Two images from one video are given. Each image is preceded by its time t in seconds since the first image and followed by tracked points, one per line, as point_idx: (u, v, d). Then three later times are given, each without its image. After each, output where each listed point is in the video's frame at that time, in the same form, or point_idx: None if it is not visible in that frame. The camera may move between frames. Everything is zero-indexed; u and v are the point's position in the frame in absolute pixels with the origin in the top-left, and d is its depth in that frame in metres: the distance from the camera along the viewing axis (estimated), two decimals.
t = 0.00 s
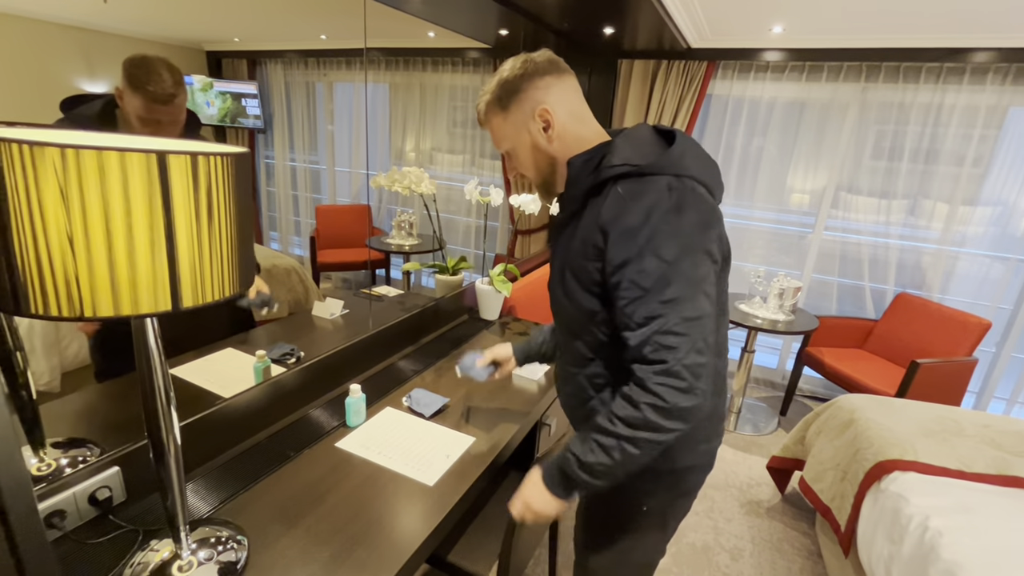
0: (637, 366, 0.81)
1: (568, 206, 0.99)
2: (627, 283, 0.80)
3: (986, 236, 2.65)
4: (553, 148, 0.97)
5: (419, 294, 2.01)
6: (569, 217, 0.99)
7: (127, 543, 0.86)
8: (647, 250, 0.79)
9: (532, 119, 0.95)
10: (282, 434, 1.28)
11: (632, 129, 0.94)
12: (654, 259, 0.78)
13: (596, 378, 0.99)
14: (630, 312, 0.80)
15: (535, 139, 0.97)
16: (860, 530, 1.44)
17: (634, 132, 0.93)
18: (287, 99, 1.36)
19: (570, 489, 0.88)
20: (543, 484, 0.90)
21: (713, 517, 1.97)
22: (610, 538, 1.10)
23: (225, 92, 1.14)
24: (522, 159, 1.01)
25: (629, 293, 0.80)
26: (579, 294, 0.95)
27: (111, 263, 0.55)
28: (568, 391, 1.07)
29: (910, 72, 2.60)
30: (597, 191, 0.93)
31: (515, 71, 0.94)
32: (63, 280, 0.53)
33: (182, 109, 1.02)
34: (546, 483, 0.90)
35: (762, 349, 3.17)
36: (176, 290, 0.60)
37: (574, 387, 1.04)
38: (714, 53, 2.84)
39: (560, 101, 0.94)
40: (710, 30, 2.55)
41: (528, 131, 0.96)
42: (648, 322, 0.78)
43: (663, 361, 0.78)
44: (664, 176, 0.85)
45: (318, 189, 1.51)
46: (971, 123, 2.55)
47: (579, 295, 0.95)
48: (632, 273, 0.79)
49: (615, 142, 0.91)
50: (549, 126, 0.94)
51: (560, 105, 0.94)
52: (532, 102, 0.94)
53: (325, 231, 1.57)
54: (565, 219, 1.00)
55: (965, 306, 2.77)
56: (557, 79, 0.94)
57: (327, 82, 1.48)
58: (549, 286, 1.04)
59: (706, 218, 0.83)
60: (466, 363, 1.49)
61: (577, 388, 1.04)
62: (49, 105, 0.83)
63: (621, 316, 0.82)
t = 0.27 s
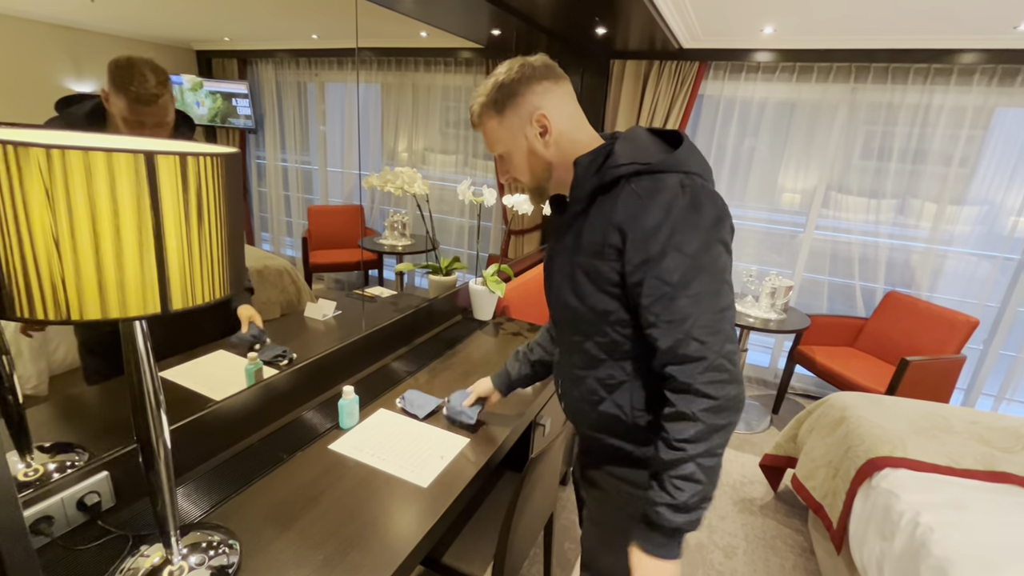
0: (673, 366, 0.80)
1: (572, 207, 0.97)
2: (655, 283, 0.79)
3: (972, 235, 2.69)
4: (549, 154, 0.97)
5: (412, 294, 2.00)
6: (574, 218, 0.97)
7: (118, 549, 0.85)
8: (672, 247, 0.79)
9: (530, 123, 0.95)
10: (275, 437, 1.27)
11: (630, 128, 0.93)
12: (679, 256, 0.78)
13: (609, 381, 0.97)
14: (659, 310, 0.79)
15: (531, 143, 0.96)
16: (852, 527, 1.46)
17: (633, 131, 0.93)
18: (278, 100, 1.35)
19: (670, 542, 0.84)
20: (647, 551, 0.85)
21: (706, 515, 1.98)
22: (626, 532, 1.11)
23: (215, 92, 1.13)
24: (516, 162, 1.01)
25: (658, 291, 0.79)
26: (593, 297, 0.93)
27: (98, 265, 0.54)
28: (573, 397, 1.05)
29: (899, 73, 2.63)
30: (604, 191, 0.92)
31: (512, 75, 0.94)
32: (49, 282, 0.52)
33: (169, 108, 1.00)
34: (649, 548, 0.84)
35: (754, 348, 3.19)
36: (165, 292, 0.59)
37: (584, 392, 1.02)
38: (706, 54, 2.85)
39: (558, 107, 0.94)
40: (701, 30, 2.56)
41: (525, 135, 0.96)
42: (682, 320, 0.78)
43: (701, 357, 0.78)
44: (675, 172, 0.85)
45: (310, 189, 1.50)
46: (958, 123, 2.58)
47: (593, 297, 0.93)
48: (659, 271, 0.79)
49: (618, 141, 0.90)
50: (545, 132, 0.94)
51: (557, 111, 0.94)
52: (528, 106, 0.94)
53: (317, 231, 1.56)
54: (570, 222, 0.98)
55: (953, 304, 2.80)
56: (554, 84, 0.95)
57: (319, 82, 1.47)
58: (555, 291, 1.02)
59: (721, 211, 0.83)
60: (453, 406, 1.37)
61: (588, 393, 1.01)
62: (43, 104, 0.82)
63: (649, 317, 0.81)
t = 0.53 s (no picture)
0: (697, 361, 0.81)
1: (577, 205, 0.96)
2: (675, 281, 0.80)
3: (964, 232, 2.72)
4: (550, 155, 0.96)
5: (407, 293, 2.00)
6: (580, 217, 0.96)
7: (113, 549, 0.85)
8: (691, 244, 0.79)
9: (532, 124, 0.94)
10: (270, 436, 1.27)
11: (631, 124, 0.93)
12: (698, 254, 0.79)
13: (619, 378, 0.97)
14: (680, 308, 0.80)
15: (532, 144, 0.96)
16: (845, 521, 1.47)
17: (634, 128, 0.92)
18: (272, 98, 1.34)
19: (707, 531, 0.85)
20: (685, 541, 0.87)
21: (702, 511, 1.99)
22: (631, 525, 1.11)
23: (208, 91, 1.12)
24: (517, 162, 1.00)
25: (678, 289, 0.80)
26: (605, 295, 0.92)
27: (92, 264, 0.53)
28: (581, 395, 1.05)
29: (891, 70, 2.64)
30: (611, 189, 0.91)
31: (513, 75, 0.94)
32: (41, 282, 0.52)
33: (154, 106, 0.97)
34: (688, 539, 0.86)
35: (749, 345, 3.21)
36: (160, 292, 0.59)
37: (592, 391, 1.01)
38: (700, 52, 2.86)
39: (560, 108, 0.94)
40: (696, 28, 2.57)
41: (527, 135, 0.96)
42: (705, 315, 0.79)
43: (724, 350, 0.80)
44: (684, 168, 0.86)
45: (305, 188, 1.49)
46: (949, 121, 2.60)
47: (605, 296, 0.92)
48: (678, 269, 0.79)
49: (623, 138, 0.90)
50: (547, 133, 0.94)
51: (559, 112, 0.94)
52: (530, 106, 0.93)
53: (311, 230, 1.55)
54: (575, 220, 0.97)
55: (945, 300, 2.83)
56: (555, 85, 0.95)
57: (312, 80, 1.47)
58: (561, 290, 1.00)
59: (730, 207, 0.85)
60: (451, 408, 1.38)
61: (596, 391, 1.01)
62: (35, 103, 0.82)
63: (670, 315, 0.81)
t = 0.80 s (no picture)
0: (712, 365, 0.81)
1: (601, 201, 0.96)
2: (698, 283, 0.80)
3: (958, 227, 2.74)
4: (578, 149, 0.94)
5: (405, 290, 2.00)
6: (604, 212, 0.96)
7: (113, 547, 0.85)
8: (718, 248, 0.79)
9: (560, 115, 0.91)
10: (268, 434, 1.27)
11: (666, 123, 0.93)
12: (724, 259, 0.79)
13: (630, 377, 0.97)
14: (702, 311, 0.80)
15: (560, 137, 0.93)
16: (840, 514, 1.48)
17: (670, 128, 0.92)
18: (266, 94, 1.35)
19: (704, 536, 0.85)
20: (683, 544, 0.86)
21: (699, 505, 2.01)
22: (627, 518, 1.12)
23: (202, 88, 1.13)
24: (542, 156, 0.96)
25: (701, 292, 0.80)
26: (626, 293, 0.93)
27: (88, 262, 0.53)
28: (593, 391, 1.05)
29: (886, 66, 2.65)
30: (639, 187, 0.91)
31: (541, 65, 0.91)
32: (39, 281, 0.52)
33: (133, 98, 0.95)
34: (684, 543, 0.86)
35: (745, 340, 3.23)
36: (157, 290, 0.59)
37: (604, 387, 1.02)
38: (695, 48, 2.86)
39: (589, 101, 0.92)
40: (691, 24, 2.57)
41: (554, 128, 0.92)
42: (726, 321, 0.79)
43: (741, 357, 0.80)
44: (716, 172, 0.85)
45: (301, 185, 1.50)
46: (944, 116, 2.61)
47: (625, 293, 0.93)
48: (703, 272, 0.79)
49: (655, 136, 0.90)
50: (577, 125, 0.92)
51: (588, 105, 0.92)
52: (560, 97, 0.91)
53: (308, 227, 1.55)
54: (599, 214, 0.97)
55: (939, 295, 2.85)
56: (584, 76, 0.93)
57: (308, 77, 1.47)
58: (577, 285, 1.00)
59: (757, 217, 0.85)
60: (451, 405, 1.37)
61: (607, 387, 1.01)
62: (22, 102, 0.80)
63: (690, 316, 0.81)
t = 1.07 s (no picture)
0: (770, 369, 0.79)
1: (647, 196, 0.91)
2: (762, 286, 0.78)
3: (954, 220, 2.75)
4: (617, 141, 0.87)
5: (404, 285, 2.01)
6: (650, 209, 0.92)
7: (118, 539, 0.86)
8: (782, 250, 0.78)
9: (599, 104, 0.84)
10: (269, 428, 1.28)
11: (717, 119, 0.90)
12: (787, 262, 0.78)
13: (670, 380, 0.94)
14: (764, 314, 0.78)
15: (598, 128, 0.86)
16: (836, 504, 1.50)
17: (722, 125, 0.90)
18: (263, 91, 1.34)
19: (745, 543, 0.81)
20: (725, 546, 0.82)
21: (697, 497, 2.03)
22: (642, 519, 1.11)
23: (198, 84, 1.14)
24: (578, 149, 0.89)
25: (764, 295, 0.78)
26: (674, 294, 0.89)
27: (93, 256, 0.54)
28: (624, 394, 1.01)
29: (883, 60, 2.65)
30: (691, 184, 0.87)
31: (579, 48, 0.84)
32: (45, 274, 0.53)
33: (97, 87, 0.90)
34: (730, 548, 0.81)
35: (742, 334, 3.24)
36: (161, 283, 0.59)
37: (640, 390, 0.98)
38: (692, 42, 2.86)
39: (630, 88, 0.85)
40: (688, 18, 2.57)
41: (592, 117, 0.85)
42: (785, 323, 0.77)
43: (799, 360, 0.78)
44: (774, 172, 0.83)
45: (298, 182, 1.51)
46: (940, 109, 2.62)
47: (672, 293, 0.89)
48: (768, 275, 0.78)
49: (708, 130, 0.86)
50: (616, 115, 0.85)
51: (630, 93, 0.85)
52: (600, 83, 0.83)
53: (305, 222, 1.57)
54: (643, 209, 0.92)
55: (935, 288, 2.87)
56: (625, 60, 0.85)
57: (305, 72, 1.47)
58: (614, 283, 0.96)
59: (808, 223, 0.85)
60: (450, 398, 1.39)
61: (642, 390, 0.97)
62: (3, 99, 0.78)
63: (750, 319, 0.79)
